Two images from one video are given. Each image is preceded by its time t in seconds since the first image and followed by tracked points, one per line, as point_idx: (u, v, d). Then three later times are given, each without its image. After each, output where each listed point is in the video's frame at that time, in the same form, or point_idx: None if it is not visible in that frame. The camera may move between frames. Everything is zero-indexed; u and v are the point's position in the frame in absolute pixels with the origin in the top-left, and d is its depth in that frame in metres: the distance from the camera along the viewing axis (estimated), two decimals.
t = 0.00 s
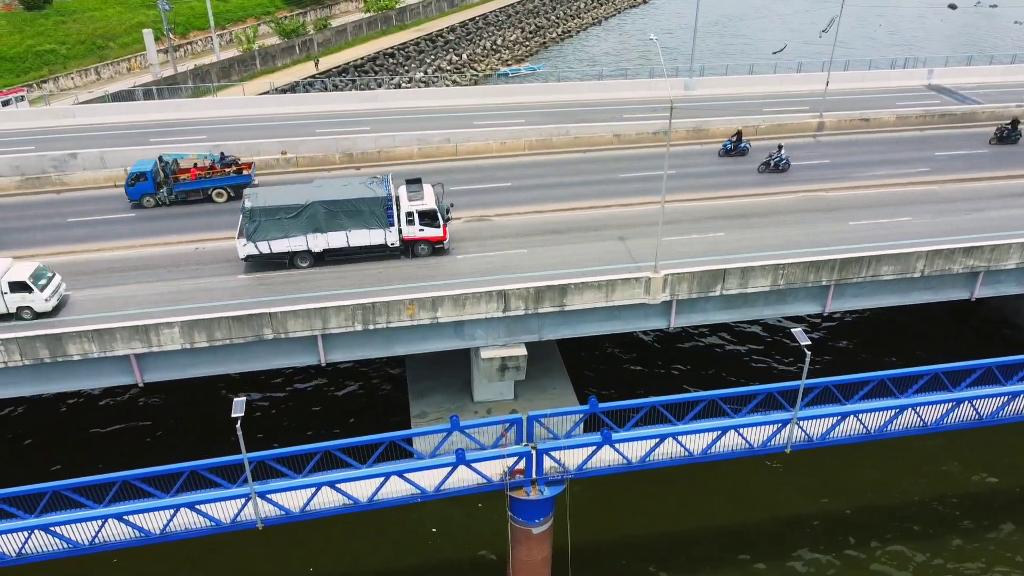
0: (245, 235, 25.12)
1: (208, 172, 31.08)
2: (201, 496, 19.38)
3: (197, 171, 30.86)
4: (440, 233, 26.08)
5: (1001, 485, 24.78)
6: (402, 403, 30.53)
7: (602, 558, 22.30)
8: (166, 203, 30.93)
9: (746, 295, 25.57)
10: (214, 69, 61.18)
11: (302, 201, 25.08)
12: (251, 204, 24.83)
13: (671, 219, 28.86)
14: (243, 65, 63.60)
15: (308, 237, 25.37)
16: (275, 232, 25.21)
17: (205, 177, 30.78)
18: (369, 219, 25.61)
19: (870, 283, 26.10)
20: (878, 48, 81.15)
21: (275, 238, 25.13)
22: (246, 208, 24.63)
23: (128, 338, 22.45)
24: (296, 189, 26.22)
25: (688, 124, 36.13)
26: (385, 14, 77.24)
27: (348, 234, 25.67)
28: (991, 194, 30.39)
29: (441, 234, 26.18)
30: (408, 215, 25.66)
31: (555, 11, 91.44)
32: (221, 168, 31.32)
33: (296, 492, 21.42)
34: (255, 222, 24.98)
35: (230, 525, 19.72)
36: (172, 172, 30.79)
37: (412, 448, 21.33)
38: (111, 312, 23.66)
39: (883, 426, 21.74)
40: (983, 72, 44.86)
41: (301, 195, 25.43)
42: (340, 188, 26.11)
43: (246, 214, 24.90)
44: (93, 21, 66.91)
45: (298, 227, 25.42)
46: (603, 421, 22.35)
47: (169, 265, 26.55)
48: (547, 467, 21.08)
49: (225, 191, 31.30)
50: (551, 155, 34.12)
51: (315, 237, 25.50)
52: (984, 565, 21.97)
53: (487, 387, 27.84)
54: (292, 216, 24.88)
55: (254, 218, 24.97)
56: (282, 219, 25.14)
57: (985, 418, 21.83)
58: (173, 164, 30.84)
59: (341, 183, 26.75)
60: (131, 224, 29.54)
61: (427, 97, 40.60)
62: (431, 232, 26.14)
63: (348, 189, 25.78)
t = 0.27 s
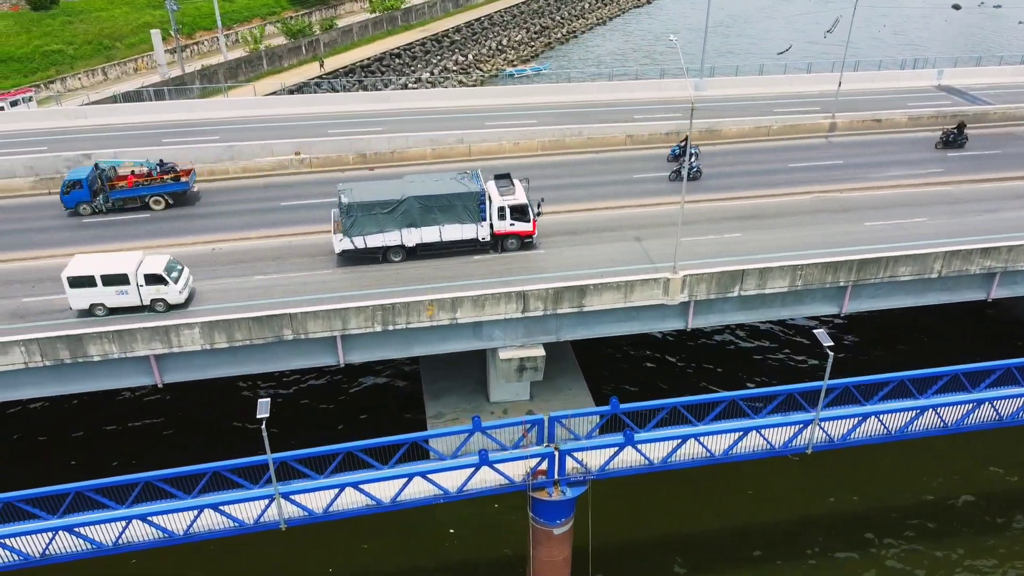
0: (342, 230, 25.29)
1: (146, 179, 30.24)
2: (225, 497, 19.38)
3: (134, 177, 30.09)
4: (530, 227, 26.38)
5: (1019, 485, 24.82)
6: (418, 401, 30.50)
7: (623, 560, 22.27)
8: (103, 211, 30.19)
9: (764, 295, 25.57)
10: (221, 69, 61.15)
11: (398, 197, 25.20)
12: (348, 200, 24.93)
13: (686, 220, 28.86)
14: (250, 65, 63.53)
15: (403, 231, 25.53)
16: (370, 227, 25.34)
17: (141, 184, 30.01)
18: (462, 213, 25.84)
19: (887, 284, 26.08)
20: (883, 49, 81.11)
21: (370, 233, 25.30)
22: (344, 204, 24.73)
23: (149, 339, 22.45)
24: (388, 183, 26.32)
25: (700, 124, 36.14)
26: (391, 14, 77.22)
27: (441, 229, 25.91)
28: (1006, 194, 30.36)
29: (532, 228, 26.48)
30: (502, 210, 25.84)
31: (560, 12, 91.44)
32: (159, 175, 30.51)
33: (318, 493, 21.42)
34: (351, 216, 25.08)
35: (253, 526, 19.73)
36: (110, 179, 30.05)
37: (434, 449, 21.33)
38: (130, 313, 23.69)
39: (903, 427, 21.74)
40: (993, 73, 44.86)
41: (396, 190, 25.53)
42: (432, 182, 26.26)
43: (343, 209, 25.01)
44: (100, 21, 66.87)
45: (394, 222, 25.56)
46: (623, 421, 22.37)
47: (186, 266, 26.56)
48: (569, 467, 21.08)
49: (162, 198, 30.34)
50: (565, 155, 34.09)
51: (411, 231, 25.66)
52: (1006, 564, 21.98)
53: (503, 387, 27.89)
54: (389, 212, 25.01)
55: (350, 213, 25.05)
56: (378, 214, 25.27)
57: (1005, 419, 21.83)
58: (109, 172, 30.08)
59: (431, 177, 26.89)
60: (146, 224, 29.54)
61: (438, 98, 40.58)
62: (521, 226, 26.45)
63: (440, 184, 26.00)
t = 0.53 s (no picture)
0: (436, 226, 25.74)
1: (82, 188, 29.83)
2: (249, 498, 19.37)
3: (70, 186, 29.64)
4: (618, 222, 26.88)
5: None
6: (433, 399, 30.54)
7: (645, 560, 22.25)
8: (36, 219, 29.57)
9: (782, 296, 25.57)
10: (229, 70, 61.12)
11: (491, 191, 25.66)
12: (444, 195, 25.33)
13: (703, 221, 28.88)
14: (257, 66, 63.53)
15: (494, 226, 26.02)
16: (463, 221, 25.81)
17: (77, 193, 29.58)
18: (552, 208, 26.29)
19: (905, 285, 26.07)
20: (889, 49, 81.07)
21: (463, 227, 25.77)
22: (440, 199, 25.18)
23: (170, 340, 22.47)
24: (476, 178, 26.76)
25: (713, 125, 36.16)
26: (397, 15, 77.23)
27: (532, 223, 26.39)
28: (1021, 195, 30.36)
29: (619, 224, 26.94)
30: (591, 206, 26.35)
31: (565, 12, 91.46)
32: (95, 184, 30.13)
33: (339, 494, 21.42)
34: (446, 211, 25.52)
35: (277, 527, 19.70)
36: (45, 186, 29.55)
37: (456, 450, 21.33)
38: (150, 314, 23.72)
39: (924, 427, 21.73)
40: (1003, 73, 44.87)
41: (488, 185, 25.97)
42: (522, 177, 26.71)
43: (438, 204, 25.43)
44: (107, 22, 66.85)
45: (485, 217, 26.02)
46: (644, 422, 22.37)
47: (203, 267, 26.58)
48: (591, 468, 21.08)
49: (98, 206, 29.93)
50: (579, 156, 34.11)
51: (501, 225, 26.14)
52: None
53: (519, 388, 27.92)
54: (483, 206, 25.47)
55: (444, 208, 25.49)
56: (471, 209, 25.71)
57: None
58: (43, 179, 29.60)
59: (517, 173, 27.34)
60: (162, 225, 29.56)
61: (450, 98, 40.59)
62: (608, 221, 26.96)
63: (529, 179, 26.42)
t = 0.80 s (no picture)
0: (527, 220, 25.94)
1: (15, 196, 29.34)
2: (274, 499, 19.38)
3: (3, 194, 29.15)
4: (703, 217, 27.05)
5: None
6: (449, 400, 30.62)
7: (666, 560, 22.33)
8: None
9: (800, 297, 25.59)
10: (236, 70, 61.07)
11: (582, 186, 25.87)
12: (537, 190, 25.53)
13: (718, 222, 28.90)
14: (264, 66, 63.55)
15: (584, 220, 26.24)
16: (554, 216, 26.06)
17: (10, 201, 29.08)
18: (640, 203, 26.61)
19: (923, 285, 26.08)
20: (894, 49, 81.05)
21: (554, 222, 25.98)
22: (534, 194, 25.35)
23: (191, 341, 22.48)
24: (562, 173, 26.95)
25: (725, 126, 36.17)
26: (402, 15, 77.21)
27: (620, 218, 26.66)
28: None
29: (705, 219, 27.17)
30: (679, 200, 26.59)
31: (570, 13, 91.46)
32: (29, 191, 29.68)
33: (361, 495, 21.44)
34: (537, 206, 25.71)
35: (302, 528, 19.70)
36: None
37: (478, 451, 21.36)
38: (169, 316, 23.77)
39: (945, 428, 21.77)
40: (1013, 74, 44.89)
41: (578, 179, 26.17)
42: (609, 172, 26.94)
43: (530, 199, 25.60)
44: (113, 22, 66.82)
45: (576, 211, 26.22)
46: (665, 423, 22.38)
47: (220, 267, 26.61)
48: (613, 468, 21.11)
49: (33, 214, 29.51)
50: (593, 157, 34.15)
51: (591, 220, 26.35)
52: None
53: (535, 389, 27.93)
54: (574, 202, 25.69)
55: (536, 203, 25.66)
56: (562, 204, 25.92)
57: None
58: None
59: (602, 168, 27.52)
60: (177, 226, 29.59)
61: (461, 99, 40.59)
62: (694, 217, 27.18)
63: (617, 174, 26.67)
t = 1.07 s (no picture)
0: (616, 215, 26.43)
1: None
2: (298, 500, 19.34)
3: None
4: (787, 213, 27.52)
5: None
6: (463, 399, 30.63)
7: (688, 561, 22.28)
8: None
9: (818, 297, 25.59)
10: (243, 71, 61.05)
11: (670, 182, 26.35)
12: (626, 185, 26.01)
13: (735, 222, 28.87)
14: (271, 67, 63.56)
15: (672, 215, 26.73)
16: (642, 211, 26.49)
17: None
18: (726, 198, 26.92)
19: (941, 286, 26.08)
20: (900, 50, 81.07)
21: (642, 216, 26.46)
22: (624, 188, 25.86)
23: (212, 342, 22.48)
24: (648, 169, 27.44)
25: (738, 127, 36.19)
26: (408, 16, 77.23)
27: (707, 213, 27.00)
28: None
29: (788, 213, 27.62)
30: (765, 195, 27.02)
31: (575, 14, 91.55)
32: None
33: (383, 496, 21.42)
34: (627, 201, 26.21)
35: (325, 529, 19.63)
36: None
37: (500, 452, 21.35)
38: (190, 317, 23.83)
39: (966, 429, 21.77)
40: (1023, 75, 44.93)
41: (666, 175, 26.65)
42: (696, 168, 27.41)
43: (620, 194, 26.10)
44: (120, 23, 66.83)
45: (663, 206, 26.70)
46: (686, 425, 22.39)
47: (239, 268, 26.64)
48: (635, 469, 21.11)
49: None
50: (607, 158, 34.19)
51: (678, 214, 26.81)
52: None
53: (552, 389, 27.94)
54: (663, 197, 26.11)
55: (626, 198, 26.15)
56: (650, 199, 26.42)
57: None
58: None
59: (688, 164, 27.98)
60: (193, 227, 29.59)
61: (473, 99, 40.63)
62: (777, 212, 27.64)
63: (704, 169, 27.06)
